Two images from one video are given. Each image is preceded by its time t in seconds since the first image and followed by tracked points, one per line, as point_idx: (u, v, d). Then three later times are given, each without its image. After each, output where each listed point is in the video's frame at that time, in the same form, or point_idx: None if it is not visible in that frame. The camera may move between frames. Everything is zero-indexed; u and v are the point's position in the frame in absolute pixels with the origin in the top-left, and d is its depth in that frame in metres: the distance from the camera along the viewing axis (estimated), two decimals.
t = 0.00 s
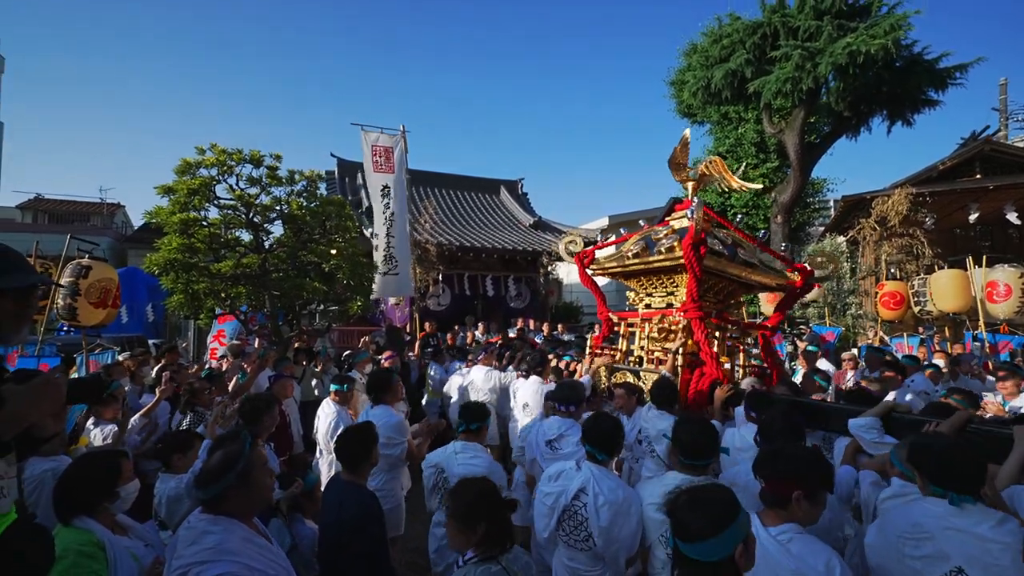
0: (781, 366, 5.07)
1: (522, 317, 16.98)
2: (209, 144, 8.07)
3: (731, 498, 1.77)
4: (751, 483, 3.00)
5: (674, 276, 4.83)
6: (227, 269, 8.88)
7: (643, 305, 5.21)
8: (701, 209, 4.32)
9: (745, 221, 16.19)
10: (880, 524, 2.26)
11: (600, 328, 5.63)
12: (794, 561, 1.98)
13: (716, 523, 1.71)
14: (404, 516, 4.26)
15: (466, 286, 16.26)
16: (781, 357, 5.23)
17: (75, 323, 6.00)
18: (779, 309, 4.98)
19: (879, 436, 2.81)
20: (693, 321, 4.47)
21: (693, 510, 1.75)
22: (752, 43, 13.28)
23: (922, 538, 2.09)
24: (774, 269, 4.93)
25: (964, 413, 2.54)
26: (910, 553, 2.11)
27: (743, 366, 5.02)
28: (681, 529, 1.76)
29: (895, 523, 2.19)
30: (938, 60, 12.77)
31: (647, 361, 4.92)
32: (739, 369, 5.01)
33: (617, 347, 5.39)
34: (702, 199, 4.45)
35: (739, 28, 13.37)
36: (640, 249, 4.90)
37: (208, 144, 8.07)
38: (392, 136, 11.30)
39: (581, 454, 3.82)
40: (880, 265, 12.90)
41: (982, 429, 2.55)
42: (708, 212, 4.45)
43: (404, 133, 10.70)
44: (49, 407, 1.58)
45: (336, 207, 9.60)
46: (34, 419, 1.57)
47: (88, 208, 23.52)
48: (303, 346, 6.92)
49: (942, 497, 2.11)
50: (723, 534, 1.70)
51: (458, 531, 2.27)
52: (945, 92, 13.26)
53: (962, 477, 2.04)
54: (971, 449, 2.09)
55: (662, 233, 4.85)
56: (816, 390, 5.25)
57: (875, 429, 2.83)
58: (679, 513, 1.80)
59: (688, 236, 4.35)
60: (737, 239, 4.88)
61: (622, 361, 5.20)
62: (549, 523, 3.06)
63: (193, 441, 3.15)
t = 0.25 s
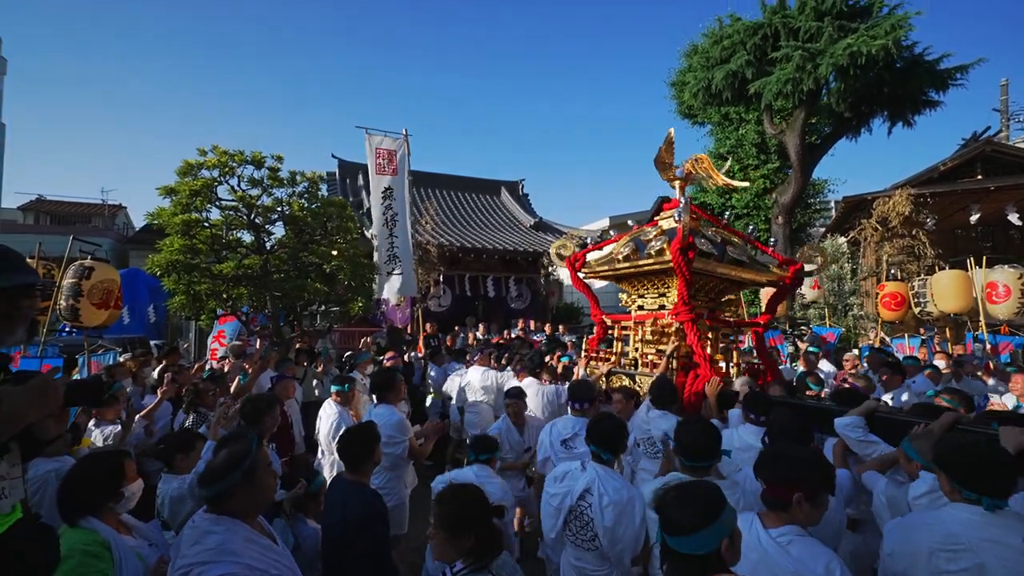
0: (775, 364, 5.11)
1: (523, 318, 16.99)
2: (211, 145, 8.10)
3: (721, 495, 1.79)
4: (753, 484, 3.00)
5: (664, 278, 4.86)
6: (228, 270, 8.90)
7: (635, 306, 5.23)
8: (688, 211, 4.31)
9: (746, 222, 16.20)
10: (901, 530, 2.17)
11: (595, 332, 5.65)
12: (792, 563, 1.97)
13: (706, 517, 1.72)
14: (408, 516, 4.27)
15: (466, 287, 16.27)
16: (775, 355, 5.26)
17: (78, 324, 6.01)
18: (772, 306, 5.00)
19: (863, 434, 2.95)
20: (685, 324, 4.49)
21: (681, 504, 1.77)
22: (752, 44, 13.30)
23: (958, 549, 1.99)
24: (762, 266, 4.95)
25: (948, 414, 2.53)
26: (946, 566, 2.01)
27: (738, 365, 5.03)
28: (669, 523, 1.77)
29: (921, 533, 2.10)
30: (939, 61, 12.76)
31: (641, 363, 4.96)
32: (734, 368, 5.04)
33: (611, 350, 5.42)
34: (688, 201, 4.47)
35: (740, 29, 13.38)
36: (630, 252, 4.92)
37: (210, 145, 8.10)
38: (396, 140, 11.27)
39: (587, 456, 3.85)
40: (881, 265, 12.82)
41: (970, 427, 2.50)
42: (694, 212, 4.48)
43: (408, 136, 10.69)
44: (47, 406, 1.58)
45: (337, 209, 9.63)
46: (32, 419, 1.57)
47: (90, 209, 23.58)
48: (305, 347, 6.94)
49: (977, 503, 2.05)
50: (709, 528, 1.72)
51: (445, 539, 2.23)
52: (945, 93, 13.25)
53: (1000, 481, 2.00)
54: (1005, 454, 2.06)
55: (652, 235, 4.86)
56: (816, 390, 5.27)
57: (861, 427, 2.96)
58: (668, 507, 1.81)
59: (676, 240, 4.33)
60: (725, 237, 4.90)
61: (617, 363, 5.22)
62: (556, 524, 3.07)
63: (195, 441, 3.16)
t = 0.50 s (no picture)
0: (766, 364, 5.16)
1: (524, 319, 17.00)
2: (212, 147, 8.12)
3: (720, 498, 1.81)
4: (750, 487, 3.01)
5: (655, 281, 4.87)
6: (230, 271, 8.92)
7: (627, 309, 5.24)
8: (677, 214, 4.33)
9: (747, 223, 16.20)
10: (887, 532, 2.17)
11: (588, 334, 5.67)
12: (789, 565, 1.98)
13: (704, 519, 1.74)
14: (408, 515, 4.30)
15: (467, 288, 16.29)
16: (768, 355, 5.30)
17: (80, 326, 6.03)
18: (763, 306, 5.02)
19: (849, 435, 2.98)
20: (676, 327, 4.51)
21: (679, 504, 1.78)
22: (753, 45, 13.32)
23: (951, 553, 1.99)
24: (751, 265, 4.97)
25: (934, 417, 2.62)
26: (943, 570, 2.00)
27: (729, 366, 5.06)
28: (669, 524, 1.79)
29: (912, 539, 2.09)
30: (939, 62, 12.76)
31: (633, 366, 4.98)
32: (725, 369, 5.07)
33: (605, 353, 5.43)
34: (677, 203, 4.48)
35: (740, 30, 13.40)
36: (620, 255, 4.93)
37: (211, 147, 8.12)
38: (398, 144, 11.32)
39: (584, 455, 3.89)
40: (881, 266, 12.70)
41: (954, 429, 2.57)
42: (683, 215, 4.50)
43: (409, 140, 10.75)
44: (45, 411, 1.59)
45: (337, 210, 9.65)
46: (30, 423, 1.58)
47: (91, 210, 23.60)
48: (306, 348, 6.96)
49: (954, 500, 2.07)
50: (706, 532, 1.74)
51: (433, 543, 2.19)
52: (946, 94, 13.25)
53: (976, 481, 2.00)
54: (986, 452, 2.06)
55: (642, 238, 4.86)
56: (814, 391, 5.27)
57: (847, 429, 2.99)
58: (667, 506, 1.82)
59: (665, 244, 4.35)
60: (714, 237, 4.91)
61: (610, 365, 5.24)
62: (553, 523, 3.09)
63: (197, 443, 3.18)
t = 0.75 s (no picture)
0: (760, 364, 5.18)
1: (525, 319, 17.00)
2: (212, 149, 8.14)
3: (722, 504, 1.81)
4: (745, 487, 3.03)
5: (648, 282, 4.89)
6: (231, 273, 8.93)
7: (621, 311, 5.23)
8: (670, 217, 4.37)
9: (748, 224, 16.19)
10: (832, 530, 2.24)
11: (583, 335, 5.69)
12: (790, 567, 1.99)
13: (707, 527, 1.74)
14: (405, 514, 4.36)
15: (468, 289, 16.28)
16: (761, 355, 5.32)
17: (81, 327, 6.04)
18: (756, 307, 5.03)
19: (841, 436, 2.94)
20: (669, 328, 4.55)
21: (680, 511, 1.78)
22: (753, 46, 13.32)
23: (888, 547, 2.05)
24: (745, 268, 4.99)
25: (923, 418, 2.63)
26: (879, 564, 2.05)
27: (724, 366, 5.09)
28: (670, 531, 1.78)
29: (854, 534, 2.15)
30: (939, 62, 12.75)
31: (627, 367, 5.00)
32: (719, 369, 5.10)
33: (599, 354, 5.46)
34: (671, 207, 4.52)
35: (740, 31, 13.40)
36: (614, 257, 4.96)
37: (212, 149, 8.14)
38: (401, 146, 11.43)
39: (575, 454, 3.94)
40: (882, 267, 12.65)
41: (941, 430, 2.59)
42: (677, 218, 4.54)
43: (413, 143, 10.86)
44: (45, 417, 1.60)
45: (338, 211, 9.66)
46: (29, 429, 1.59)
47: (92, 211, 23.62)
48: (307, 350, 6.97)
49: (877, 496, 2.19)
50: (709, 543, 1.73)
51: (422, 547, 2.18)
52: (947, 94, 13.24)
53: (904, 475, 2.07)
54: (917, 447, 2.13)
55: (636, 240, 4.88)
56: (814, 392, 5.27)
57: (838, 430, 2.96)
58: (668, 514, 1.81)
59: (659, 247, 4.39)
60: (708, 239, 4.93)
61: (605, 367, 5.24)
62: (542, 526, 3.09)
63: (196, 445, 3.18)
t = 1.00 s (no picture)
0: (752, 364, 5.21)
1: (525, 320, 16.99)
2: (213, 149, 8.14)
3: (723, 505, 1.79)
4: (740, 483, 3.05)
5: (643, 284, 4.90)
6: (231, 273, 8.94)
7: (616, 312, 5.23)
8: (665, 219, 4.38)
9: (749, 224, 16.16)
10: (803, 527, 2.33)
11: (578, 336, 5.71)
12: (793, 569, 1.96)
13: (710, 530, 1.73)
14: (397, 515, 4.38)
15: (468, 289, 16.29)
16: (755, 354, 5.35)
17: (81, 328, 6.05)
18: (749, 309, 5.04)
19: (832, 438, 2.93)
20: (663, 329, 4.57)
21: (681, 514, 1.76)
22: (754, 46, 13.32)
23: (853, 540, 2.16)
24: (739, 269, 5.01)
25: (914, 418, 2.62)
26: (847, 557, 2.16)
27: (717, 367, 5.11)
28: (672, 533, 1.77)
29: (820, 530, 2.25)
30: (941, 62, 12.73)
31: (622, 368, 5.01)
32: (713, 370, 5.12)
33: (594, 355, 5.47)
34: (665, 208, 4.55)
35: (741, 30, 13.39)
36: (610, 258, 4.98)
37: (212, 149, 8.14)
38: (412, 145, 10.88)
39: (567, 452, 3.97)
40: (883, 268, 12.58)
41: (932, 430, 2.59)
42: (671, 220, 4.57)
43: (423, 142, 10.31)
44: (43, 419, 1.60)
45: (338, 212, 9.66)
46: (28, 430, 1.59)
47: (93, 212, 23.64)
48: (307, 350, 6.97)
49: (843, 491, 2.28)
50: (710, 544, 1.72)
51: (403, 548, 2.15)
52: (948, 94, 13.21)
53: (864, 473, 2.16)
54: (875, 444, 2.21)
55: (631, 242, 4.89)
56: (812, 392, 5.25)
57: (830, 431, 2.95)
58: (669, 516, 1.80)
59: (654, 247, 4.40)
60: (702, 241, 4.95)
61: (600, 368, 5.26)
62: (531, 528, 3.09)
63: (195, 446, 3.18)
